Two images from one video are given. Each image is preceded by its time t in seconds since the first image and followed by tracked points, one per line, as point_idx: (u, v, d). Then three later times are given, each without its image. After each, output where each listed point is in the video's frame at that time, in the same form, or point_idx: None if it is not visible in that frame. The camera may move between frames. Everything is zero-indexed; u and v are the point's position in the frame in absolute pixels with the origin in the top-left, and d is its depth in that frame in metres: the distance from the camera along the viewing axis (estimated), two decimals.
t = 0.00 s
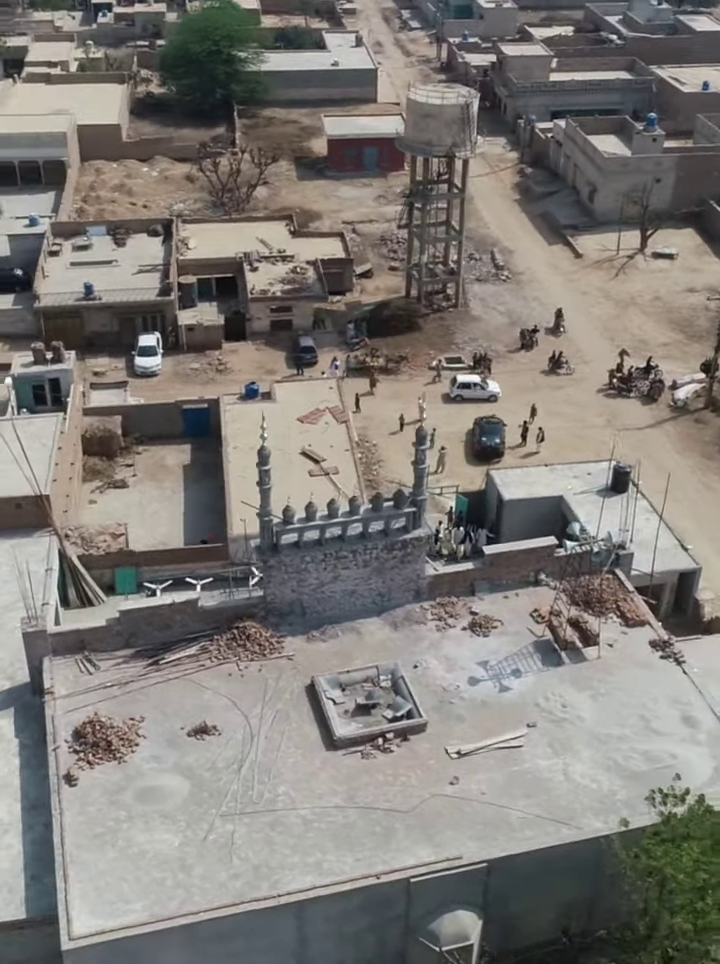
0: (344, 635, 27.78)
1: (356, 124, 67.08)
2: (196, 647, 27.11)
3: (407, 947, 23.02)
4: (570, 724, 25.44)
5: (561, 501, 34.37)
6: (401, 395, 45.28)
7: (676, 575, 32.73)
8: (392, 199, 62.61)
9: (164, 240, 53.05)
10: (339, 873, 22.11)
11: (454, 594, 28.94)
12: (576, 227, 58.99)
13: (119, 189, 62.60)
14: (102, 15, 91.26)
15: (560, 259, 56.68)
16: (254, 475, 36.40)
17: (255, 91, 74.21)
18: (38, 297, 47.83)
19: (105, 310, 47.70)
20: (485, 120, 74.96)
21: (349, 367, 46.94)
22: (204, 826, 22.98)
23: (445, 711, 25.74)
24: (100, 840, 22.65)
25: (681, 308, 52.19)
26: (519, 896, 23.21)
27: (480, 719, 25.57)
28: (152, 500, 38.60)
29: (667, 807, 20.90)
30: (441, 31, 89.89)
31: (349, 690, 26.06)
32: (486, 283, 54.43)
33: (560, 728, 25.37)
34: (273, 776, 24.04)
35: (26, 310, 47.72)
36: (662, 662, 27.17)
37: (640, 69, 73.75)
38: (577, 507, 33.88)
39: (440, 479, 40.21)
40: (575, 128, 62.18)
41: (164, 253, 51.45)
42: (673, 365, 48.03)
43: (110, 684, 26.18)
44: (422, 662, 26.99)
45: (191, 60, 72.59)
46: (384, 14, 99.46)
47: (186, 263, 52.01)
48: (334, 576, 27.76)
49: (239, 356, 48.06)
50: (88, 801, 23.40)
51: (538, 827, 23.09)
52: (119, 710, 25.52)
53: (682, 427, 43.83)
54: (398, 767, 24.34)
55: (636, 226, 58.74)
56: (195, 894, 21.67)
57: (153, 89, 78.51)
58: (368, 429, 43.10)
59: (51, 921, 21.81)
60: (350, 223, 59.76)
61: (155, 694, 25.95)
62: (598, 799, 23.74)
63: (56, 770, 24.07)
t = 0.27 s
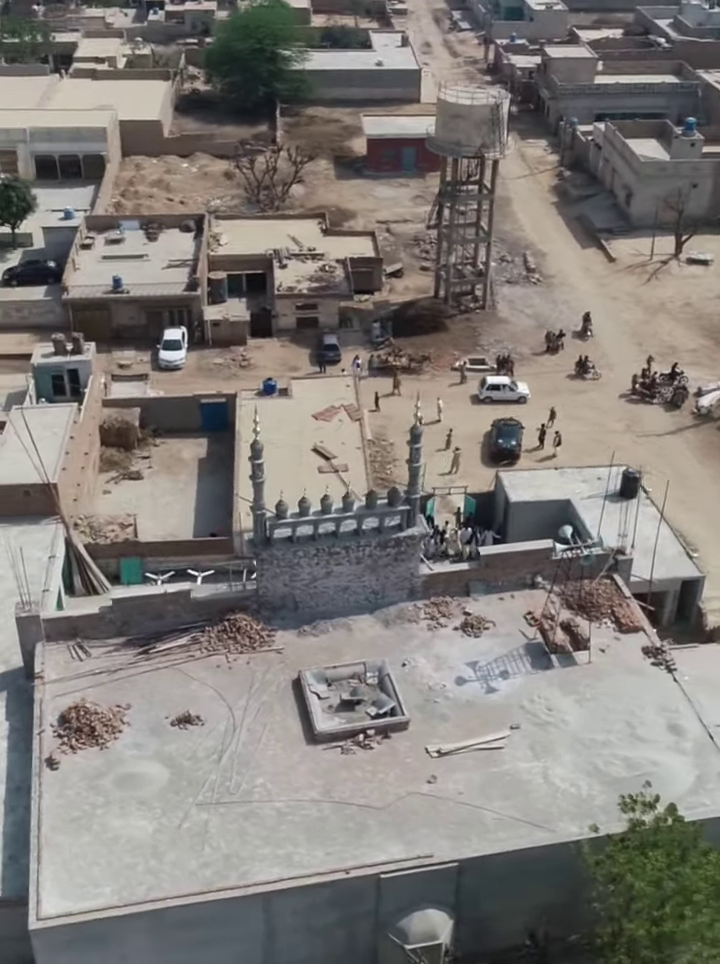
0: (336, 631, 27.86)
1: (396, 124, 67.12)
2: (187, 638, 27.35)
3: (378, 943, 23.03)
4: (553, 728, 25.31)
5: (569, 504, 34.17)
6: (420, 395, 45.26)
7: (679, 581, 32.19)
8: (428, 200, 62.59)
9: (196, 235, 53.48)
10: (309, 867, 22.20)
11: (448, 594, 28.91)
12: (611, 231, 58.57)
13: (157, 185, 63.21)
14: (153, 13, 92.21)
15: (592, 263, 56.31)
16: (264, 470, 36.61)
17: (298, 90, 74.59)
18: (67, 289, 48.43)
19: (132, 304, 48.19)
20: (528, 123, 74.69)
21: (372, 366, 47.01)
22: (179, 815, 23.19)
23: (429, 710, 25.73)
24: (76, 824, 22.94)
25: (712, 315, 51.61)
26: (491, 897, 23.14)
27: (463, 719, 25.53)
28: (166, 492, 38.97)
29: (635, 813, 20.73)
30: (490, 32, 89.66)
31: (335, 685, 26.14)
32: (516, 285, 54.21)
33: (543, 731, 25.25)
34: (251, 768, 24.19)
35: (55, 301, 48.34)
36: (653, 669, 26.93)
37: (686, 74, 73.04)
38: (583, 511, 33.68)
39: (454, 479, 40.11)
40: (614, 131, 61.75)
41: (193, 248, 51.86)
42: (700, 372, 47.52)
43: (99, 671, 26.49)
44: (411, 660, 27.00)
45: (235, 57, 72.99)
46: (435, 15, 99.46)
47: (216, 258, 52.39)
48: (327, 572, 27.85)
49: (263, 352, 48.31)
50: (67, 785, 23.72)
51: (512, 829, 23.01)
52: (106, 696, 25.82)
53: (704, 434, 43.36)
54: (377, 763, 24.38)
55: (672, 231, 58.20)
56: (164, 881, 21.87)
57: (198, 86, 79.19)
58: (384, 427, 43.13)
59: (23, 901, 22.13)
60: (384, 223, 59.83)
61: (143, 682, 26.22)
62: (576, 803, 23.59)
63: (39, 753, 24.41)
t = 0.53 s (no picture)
0: (333, 627, 27.94)
1: (443, 124, 67.07)
2: (185, 628, 27.61)
3: (352, 939, 23.07)
4: (543, 732, 25.16)
5: (582, 509, 33.92)
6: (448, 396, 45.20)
7: (688, 591, 31.74)
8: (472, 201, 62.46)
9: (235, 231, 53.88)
10: (285, 859, 22.30)
11: (449, 594, 28.87)
12: (655, 237, 57.99)
13: (203, 181, 63.80)
14: (212, 11, 93.07)
15: (633, 268, 55.81)
16: (281, 464, 36.79)
17: (349, 90, 74.80)
18: (104, 282, 49.08)
19: (167, 297, 48.71)
20: (579, 127, 74.20)
21: (402, 367, 47.03)
22: (161, 801, 23.41)
23: (419, 709, 25.71)
24: (59, 805, 23.27)
25: None
26: (468, 898, 23.05)
27: (452, 719, 25.46)
28: (186, 485, 39.31)
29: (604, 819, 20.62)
30: (547, 35, 89.22)
31: (327, 680, 26.22)
32: (554, 289, 53.88)
33: (532, 735, 25.11)
34: (236, 759, 24.34)
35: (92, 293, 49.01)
36: (650, 678, 26.64)
37: None
38: (596, 517, 33.41)
39: (474, 480, 39.97)
40: (662, 136, 61.14)
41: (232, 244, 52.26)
42: None
43: (96, 657, 26.84)
44: (405, 658, 26.99)
45: (287, 56, 73.36)
46: (494, 17, 99.19)
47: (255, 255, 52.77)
48: (326, 567, 27.96)
49: (295, 349, 48.54)
50: (54, 767, 24.07)
51: (491, 831, 22.92)
52: (100, 682, 26.15)
53: None
54: (361, 759, 24.42)
55: (716, 238, 57.50)
56: (141, 865, 22.11)
57: (251, 84, 79.75)
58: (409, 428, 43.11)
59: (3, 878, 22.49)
60: (425, 223, 59.80)
61: (138, 670, 26.51)
62: (558, 809, 23.42)
63: (30, 735, 24.79)
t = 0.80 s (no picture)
0: (332, 623, 28.05)
1: (493, 126, 66.87)
2: (185, 618, 27.89)
3: (328, 933, 23.14)
4: (532, 736, 25.04)
5: (597, 515, 33.73)
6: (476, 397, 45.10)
7: (699, 601, 31.31)
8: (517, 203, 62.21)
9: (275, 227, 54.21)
10: (262, 850, 22.45)
11: (450, 594, 28.84)
12: (700, 243, 57.30)
13: (250, 177, 64.31)
14: (273, 10, 93.78)
15: (676, 274, 55.20)
16: (300, 460, 36.97)
17: (402, 89, 74.91)
18: (142, 275, 49.71)
19: (203, 292, 49.20)
20: (633, 130, 73.55)
21: (433, 367, 47.00)
22: (146, 787, 23.69)
23: (410, 707, 25.72)
24: (46, 787, 23.65)
25: None
26: (445, 899, 23.02)
27: (442, 719, 25.44)
28: (208, 477, 39.65)
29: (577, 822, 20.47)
30: (607, 38, 88.55)
31: (319, 675, 26.34)
32: (593, 293, 53.49)
33: (521, 738, 25.01)
34: (223, 749, 24.55)
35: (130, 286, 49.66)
36: (647, 687, 26.39)
37: None
38: (610, 524, 33.21)
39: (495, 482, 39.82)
40: (712, 141, 60.40)
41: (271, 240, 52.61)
42: None
43: (96, 642, 27.23)
44: (400, 657, 27.01)
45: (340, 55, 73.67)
46: (556, 20, 98.65)
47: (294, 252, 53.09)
48: (327, 563, 28.09)
49: (327, 346, 48.72)
50: (44, 749, 24.47)
51: (470, 832, 22.88)
52: (97, 668, 26.52)
53: None
54: (347, 755, 24.50)
55: None
56: (119, 850, 22.39)
57: (306, 82, 80.20)
58: (435, 429, 43.10)
59: None
60: (469, 224, 59.68)
61: (135, 657, 26.85)
62: (539, 814, 23.30)
63: (24, 716, 25.21)
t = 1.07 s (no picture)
0: (330, 619, 28.14)
1: (538, 128, 66.55)
2: (185, 609, 28.15)
3: (305, 927, 23.21)
4: (520, 739, 24.95)
5: (608, 522, 33.51)
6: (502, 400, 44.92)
7: (706, 611, 30.89)
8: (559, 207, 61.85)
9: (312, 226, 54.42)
10: (239, 841, 22.61)
11: (451, 594, 28.80)
12: None
13: (293, 176, 64.63)
14: (328, 9, 94.17)
15: (715, 281, 54.55)
16: (316, 457, 37.13)
17: (450, 90, 74.81)
18: (177, 269, 50.18)
19: (235, 287, 49.55)
20: (683, 136, 72.78)
21: (461, 369, 46.93)
22: (131, 774, 23.96)
23: (400, 705, 25.74)
24: (34, 769, 24.01)
25: None
26: (423, 898, 23.01)
27: (431, 718, 25.42)
28: (227, 471, 39.93)
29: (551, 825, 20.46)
30: (662, 43, 87.72)
31: (312, 670, 26.44)
32: (629, 298, 53.02)
33: (509, 741, 24.91)
34: (210, 739, 24.74)
35: (165, 280, 50.16)
36: (641, 694, 26.16)
37: None
38: (620, 531, 32.95)
39: (514, 486, 39.65)
40: None
41: (306, 237, 52.84)
42: None
43: (96, 629, 27.58)
44: (395, 655, 27.04)
45: (390, 56, 73.79)
46: (613, 23, 97.91)
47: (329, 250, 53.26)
48: (328, 559, 28.19)
49: (357, 345, 48.83)
50: (36, 732, 24.84)
51: (449, 833, 22.84)
52: (95, 654, 26.86)
53: None
54: (333, 750, 24.58)
55: None
56: (100, 834, 22.68)
57: (356, 82, 80.43)
58: (458, 431, 43.02)
59: None
60: (508, 227, 59.48)
61: (133, 645, 27.16)
62: (520, 817, 23.21)
63: (19, 699, 25.61)
